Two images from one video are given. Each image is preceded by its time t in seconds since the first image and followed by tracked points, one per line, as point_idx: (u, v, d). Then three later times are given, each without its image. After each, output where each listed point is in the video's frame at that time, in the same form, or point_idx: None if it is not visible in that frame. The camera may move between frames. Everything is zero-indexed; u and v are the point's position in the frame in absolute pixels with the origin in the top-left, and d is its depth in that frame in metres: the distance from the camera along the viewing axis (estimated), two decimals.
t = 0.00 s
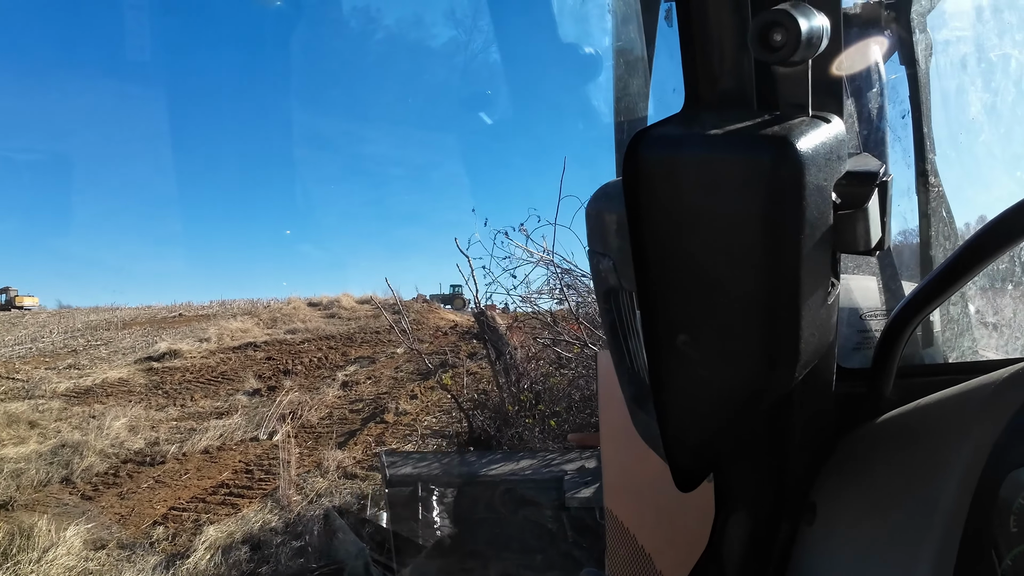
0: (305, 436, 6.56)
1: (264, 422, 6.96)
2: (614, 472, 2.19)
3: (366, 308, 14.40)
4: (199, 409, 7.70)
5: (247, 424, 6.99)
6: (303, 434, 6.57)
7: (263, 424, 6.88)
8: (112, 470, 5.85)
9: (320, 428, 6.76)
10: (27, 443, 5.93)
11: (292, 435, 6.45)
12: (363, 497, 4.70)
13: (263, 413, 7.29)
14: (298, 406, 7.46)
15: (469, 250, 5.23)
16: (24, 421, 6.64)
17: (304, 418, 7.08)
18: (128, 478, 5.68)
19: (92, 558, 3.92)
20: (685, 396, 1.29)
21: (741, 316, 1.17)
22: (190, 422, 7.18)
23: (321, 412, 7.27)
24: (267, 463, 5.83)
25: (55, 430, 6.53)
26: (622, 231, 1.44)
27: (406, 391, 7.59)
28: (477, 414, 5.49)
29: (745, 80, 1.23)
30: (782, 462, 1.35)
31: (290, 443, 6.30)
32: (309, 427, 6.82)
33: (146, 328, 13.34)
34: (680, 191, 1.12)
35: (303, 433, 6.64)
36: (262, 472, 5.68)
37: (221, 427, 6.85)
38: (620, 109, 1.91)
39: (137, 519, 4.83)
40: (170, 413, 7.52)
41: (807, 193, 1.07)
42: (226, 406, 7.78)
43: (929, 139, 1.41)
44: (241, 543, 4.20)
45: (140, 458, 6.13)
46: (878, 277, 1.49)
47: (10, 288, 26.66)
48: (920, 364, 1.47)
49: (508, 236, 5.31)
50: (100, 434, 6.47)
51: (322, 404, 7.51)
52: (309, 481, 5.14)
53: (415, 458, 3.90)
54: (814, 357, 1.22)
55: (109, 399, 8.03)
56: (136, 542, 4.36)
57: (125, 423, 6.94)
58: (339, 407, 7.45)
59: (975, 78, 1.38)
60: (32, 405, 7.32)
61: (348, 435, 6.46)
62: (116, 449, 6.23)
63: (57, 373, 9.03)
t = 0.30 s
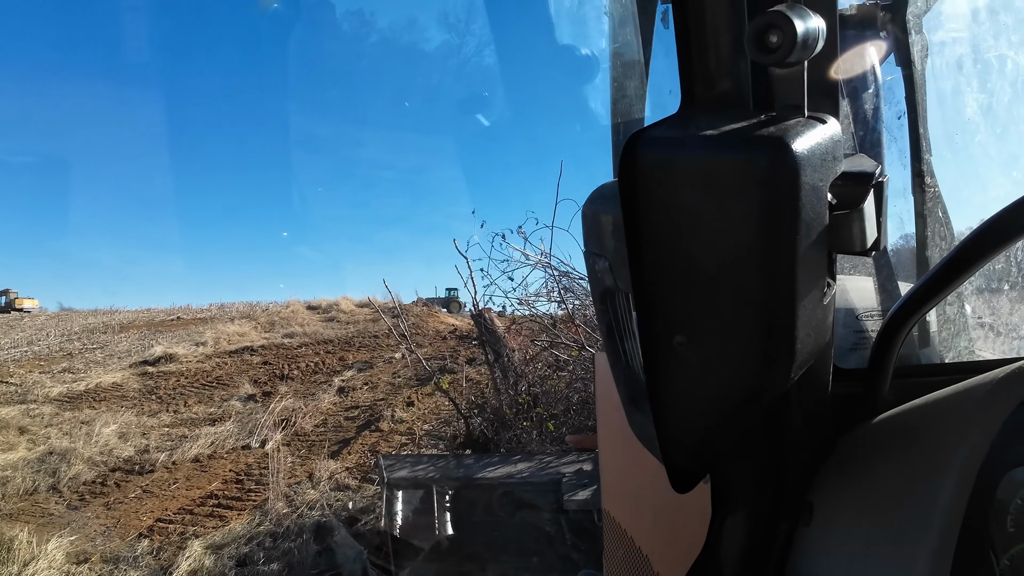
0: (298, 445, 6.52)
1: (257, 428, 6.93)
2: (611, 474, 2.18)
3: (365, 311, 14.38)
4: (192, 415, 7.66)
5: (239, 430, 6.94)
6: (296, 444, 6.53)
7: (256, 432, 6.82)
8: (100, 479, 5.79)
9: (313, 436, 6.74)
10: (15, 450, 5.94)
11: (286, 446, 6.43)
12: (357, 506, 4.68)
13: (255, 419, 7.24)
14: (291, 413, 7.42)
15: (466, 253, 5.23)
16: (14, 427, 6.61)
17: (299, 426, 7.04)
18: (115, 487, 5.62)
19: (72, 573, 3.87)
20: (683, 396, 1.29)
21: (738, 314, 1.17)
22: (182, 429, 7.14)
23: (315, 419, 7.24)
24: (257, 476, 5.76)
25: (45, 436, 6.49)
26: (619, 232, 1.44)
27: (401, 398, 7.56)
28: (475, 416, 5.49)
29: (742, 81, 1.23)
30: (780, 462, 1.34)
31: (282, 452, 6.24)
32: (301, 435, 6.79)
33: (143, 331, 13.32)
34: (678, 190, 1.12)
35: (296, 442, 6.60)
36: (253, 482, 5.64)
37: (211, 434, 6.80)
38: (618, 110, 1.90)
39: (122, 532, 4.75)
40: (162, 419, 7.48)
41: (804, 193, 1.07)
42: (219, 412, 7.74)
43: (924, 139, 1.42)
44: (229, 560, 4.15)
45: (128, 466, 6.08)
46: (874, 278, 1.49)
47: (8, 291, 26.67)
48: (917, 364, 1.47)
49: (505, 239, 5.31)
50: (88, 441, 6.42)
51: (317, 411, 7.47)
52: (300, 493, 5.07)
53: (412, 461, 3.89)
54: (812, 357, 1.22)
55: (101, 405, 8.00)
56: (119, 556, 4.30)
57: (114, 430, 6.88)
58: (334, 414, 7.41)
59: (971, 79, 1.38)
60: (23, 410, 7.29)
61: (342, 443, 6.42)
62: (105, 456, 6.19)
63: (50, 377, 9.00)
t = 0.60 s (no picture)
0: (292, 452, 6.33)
1: (251, 435, 6.78)
2: (611, 475, 2.18)
3: (364, 315, 14.35)
4: (186, 421, 7.57)
5: (233, 438, 6.80)
6: (289, 451, 6.36)
7: (249, 439, 6.66)
8: (88, 487, 5.56)
9: (308, 443, 6.57)
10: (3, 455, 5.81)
11: (281, 453, 6.26)
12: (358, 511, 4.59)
13: (249, 425, 7.10)
14: (285, 419, 7.27)
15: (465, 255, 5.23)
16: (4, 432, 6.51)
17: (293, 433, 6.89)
18: (103, 496, 5.39)
19: None
20: (683, 396, 1.29)
21: (736, 314, 1.17)
22: (174, 435, 7.03)
23: (310, 425, 7.11)
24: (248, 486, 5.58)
25: (35, 442, 6.37)
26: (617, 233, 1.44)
27: (398, 405, 7.45)
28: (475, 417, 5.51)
29: (739, 80, 1.23)
30: (780, 462, 1.34)
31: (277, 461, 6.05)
32: (296, 443, 6.64)
33: (140, 334, 13.28)
34: (675, 191, 1.13)
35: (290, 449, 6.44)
36: (244, 493, 5.47)
37: (203, 442, 6.63)
38: (614, 111, 1.91)
39: (107, 544, 4.49)
40: (154, 425, 7.39)
41: (801, 193, 1.07)
42: (214, 417, 7.67)
43: (922, 138, 1.41)
44: None
45: (117, 475, 5.88)
46: (873, 277, 1.49)
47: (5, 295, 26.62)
48: (916, 362, 1.47)
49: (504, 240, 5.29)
50: (77, 448, 6.19)
51: (312, 418, 7.36)
52: (291, 504, 4.79)
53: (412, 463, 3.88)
54: (811, 357, 1.22)
55: (94, 409, 7.93)
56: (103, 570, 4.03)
57: (105, 436, 6.69)
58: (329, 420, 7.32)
59: (968, 77, 1.38)
60: (14, 415, 7.21)
61: (337, 451, 6.26)
62: (94, 463, 5.99)
63: (45, 380, 8.94)
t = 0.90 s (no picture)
0: (285, 463, 6.10)
1: (243, 442, 6.62)
2: (612, 475, 2.18)
3: (363, 318, 14.34)
4: (179, 427, 7.46)
5: (223, 446, 6.62)
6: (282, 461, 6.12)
7: (241, 446, 6.49)
8: (74, 496, 5.40)
9: (302, 452, 6.38)
10: None
11: (272, 465, 6.02)
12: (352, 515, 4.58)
13: (241, 433, 6.94)
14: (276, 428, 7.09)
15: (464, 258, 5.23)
16: None
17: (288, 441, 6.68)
18: (89, 506, 5.21)
19: None
20: (683, 397, 1.30)
21: (736, 315, 1.17)
22: (165, 442, 6.89)
23: (304, 433, 6.92)
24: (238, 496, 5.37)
25: (23, 449, 6.26)
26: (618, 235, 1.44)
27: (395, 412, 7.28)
28: (474, 419, 5.52)
29: (738, 82, 1.23)
30: (780, 463, 1.34)
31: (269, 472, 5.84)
32: (290, 451, 6.43)
33: (138, 337, 13.24)
34: (675, 194, 1.13)
35: (283, 458, 6.23)
36: (233, 503, 5.24)
37: (194, 450, 6.49)
38: (614, 112, 1.91)
39: (90, 557, 4.26)
40: (146, 431, 7.26)
41: (801, 194, 1.07)
42: (207, 423, 7.55)
43: (922, 138, 1.41)
44: None
45: (105, 483, 5.72)
46: (873, 277, 1.49)
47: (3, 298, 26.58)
48: (917, 362, 1.47)
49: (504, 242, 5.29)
50: (65, 457, 6.06)
51: (307, 425, 7.21)
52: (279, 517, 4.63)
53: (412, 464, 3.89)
54: (811, 358, 1.22)
55: (88, 414, 7.85)
56: None
57: (94, 443, 6.60)
58: (325, 427, 7.17)
59: (967, 78, 1.38)
60: (5, 421, 7.13)
61: (331, 460, 6.06)
62: (81, 472, 5.84)
63: (39, 384, 8.87)
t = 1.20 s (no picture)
0: (277, 471, 5.78)
1: (234, 451, 6.28)
2: (612, 476, 2.18)
3: (363, 322, 14.30)
4: (171, 433, 7.20)
5: (213, 454, 6.25)
6: (274, 470, 5.79)
7: (232, 455, 6.14)
8: (60, 505, 5.07)
9: (293, 461, 6.02)
10: None
11: (257, 479, 5.57)
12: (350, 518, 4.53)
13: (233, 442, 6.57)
14: (267, 437, 6.71)
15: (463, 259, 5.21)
16: None
17: (280, 449, 6.32)
18: (73, 516, 4.90)
19: None
20: (682, 398, 1.29)
21: (735, 316, 1.17)
22: (154, 450, 6.55)
23: (296, 442, 6.52)
24: (230, 509, 4.95)
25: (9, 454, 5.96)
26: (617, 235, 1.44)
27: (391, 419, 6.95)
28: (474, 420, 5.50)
29: (736, 82, 1.23)
30: (779, 463, 1.34)
31: (259, 483, 5.49)
32: (281, 460, 6.09)
33: (134, 340, 13.16)
34: (674, 194, 1.13)
35: (274, 467, 5.89)
36: (221, 516, 4.88)
37: (183, 458, 6.12)
38: (613, 113, 1.90)
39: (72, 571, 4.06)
40: (137, 438, 6.98)
41: (800, 194, 1.07)
42: (200, 430, 7.26)
43: (921, 138, 1.41)
44: None
45: (92, 492, 5.37)
46: (872, 277, 1.49)
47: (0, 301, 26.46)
48: (916, 362, 1.47)
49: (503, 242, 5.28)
50: (52, 462, 5.78)
51: (300, 432, 6.85)
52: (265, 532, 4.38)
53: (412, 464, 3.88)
54: (810, 358, 1.22)
55: (80, 417, 7.73)
56: None
57: (82, 449, 6.27)
58: (319, 435, 6.79)
59: (966, 78, 1.38)
60: None
61: (324, 469, 5.72)
62: (68, 480, 5.53)
63: (33, 387, 8.78)
